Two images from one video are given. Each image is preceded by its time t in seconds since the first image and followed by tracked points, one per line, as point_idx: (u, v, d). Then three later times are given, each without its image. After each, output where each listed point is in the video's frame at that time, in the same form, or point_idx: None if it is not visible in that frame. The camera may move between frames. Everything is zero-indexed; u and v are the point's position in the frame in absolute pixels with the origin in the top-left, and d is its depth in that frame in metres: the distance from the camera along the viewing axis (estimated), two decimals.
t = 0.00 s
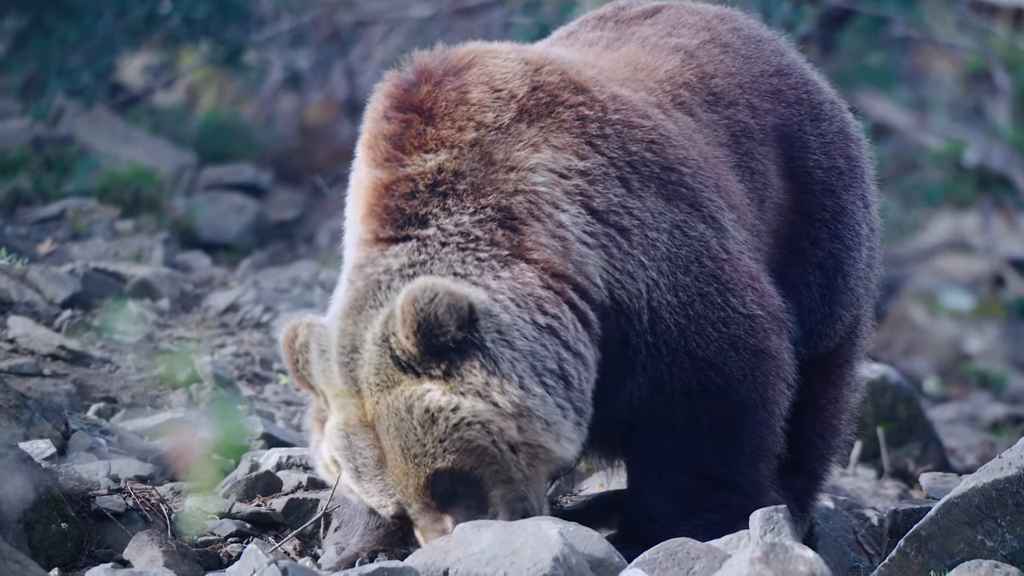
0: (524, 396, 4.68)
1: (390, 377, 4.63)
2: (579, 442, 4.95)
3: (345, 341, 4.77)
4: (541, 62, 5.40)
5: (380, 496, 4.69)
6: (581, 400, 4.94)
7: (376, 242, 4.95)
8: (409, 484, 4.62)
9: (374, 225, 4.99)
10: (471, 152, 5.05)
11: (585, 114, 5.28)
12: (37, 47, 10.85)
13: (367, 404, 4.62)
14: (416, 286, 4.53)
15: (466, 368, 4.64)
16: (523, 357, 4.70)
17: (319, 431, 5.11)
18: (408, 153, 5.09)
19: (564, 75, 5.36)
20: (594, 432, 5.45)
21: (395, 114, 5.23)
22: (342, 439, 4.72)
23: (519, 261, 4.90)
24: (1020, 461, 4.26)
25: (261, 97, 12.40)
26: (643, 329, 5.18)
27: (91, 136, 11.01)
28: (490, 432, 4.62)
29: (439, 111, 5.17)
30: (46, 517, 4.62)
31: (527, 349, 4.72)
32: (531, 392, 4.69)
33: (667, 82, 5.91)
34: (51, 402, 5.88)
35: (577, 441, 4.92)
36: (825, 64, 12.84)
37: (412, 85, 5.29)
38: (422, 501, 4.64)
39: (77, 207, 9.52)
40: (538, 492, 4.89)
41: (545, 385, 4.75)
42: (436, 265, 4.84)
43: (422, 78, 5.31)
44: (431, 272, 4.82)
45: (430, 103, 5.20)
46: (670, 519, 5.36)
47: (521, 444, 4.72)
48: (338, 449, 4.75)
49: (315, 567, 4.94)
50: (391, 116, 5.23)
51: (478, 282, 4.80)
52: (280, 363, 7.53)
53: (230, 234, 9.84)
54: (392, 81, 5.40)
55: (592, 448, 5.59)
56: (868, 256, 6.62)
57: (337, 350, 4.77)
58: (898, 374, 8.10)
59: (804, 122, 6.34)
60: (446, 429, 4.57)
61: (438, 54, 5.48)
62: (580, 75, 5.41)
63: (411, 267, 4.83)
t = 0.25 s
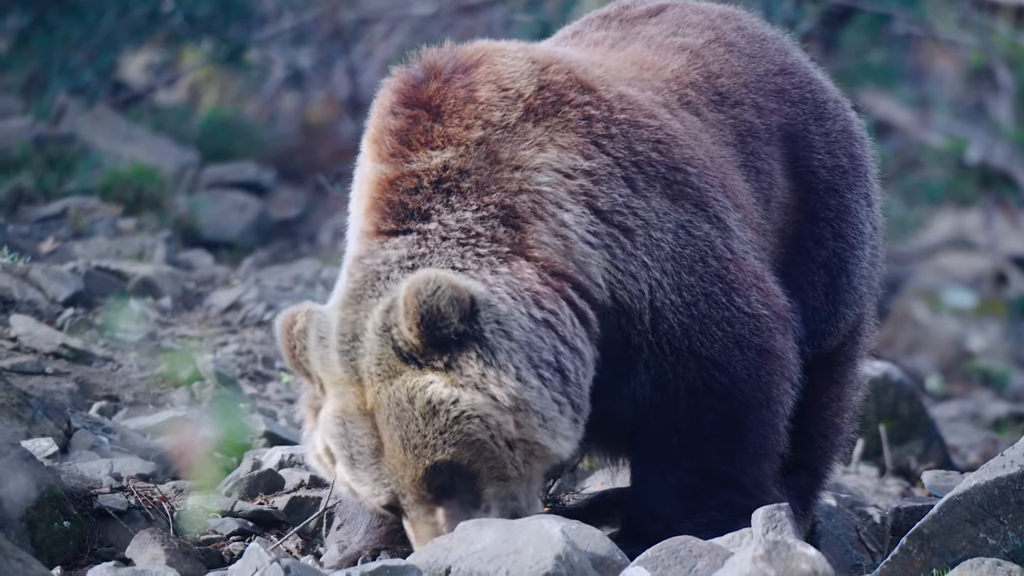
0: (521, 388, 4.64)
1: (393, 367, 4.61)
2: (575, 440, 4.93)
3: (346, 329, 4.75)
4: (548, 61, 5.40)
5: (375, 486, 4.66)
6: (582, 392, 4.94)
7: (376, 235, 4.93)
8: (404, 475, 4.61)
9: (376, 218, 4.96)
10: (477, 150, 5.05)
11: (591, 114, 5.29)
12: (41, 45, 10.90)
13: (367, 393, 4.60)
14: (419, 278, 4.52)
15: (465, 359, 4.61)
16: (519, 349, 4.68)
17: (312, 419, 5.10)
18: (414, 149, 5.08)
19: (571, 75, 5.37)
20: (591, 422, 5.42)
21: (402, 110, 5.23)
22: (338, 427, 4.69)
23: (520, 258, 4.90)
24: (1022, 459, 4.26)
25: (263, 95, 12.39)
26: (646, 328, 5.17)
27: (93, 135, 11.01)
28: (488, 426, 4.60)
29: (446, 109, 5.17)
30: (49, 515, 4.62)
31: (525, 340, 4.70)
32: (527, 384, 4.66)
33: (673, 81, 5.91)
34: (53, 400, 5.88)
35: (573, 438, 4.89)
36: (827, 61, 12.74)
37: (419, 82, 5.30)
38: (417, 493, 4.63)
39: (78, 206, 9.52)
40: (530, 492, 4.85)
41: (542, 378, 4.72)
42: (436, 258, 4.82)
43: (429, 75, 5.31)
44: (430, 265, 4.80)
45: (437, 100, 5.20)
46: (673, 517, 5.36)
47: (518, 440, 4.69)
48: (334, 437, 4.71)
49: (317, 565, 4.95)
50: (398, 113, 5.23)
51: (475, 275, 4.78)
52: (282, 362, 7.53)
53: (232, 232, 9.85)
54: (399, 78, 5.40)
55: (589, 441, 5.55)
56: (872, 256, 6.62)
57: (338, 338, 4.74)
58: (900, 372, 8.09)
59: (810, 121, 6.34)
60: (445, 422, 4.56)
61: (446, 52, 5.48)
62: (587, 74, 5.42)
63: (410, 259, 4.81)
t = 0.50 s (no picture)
0: (533, 399, 4.72)
1: (403, 354, 4.61)
2: (566, 454, 4.99)
3: (357, 317, 4.72)
4: (547, 61, 5.40)
5: (361, 467, 4.56)
6: (578, 399, 4.96)
7: (383, 235, 4.91)
8: (394, 458, 4.52)
9: (383, 219, 4.95)
10: (477, 151, 5.05)
11: (590, 114, 5.29)
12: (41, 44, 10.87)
13: (373, 375, 4.56)
14: (448, 268, 4.56)
15: (484, 359, 4.66)
16: (535, 359, 4.76)
17: (306, 409, 5.04)
18: (415, 150, 5.08)
19: (569, 75, 5.36)
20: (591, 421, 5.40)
21: (401, 111, 5.22)
22: (334, 408, 4.62)
23: (528, 264, 4.91)
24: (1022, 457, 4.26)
25: (264, 93, 12.39)
26: (647, 328, 5.17)
27: (93, 133, 11.01)
28: (490, 427, 4.62)
29: (446, 109, 5.16)
30: (49, 513, 4.62)
31: (541, 352, 4.78)
32: (541, 397, 4.74)
33: (673, 80, 5.90)
34: (53, 398, 5.88)
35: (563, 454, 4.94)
36: (827, 59, 12.69)
37: (418, 82, 5.29)
38: (402, 476, 4.54)
39: (79, 204, 9.52)
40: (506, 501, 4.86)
41: (553, 392, 4.80)
42: (448, 259, 4.82)
43: (429, 74, 5.30)
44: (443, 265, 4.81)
45: (437, 100, 5.19)
46: (673, 515, 5.36)
47: (517, 446, 4.74)
48: (327, 419, 4.64)
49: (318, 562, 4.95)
50: (397, 113, 5.22)
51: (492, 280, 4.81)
52: (282, 359, 7.53)
53: (232, 230, 9.84)
54: (398, 77, 5.40)
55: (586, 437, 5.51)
56: (872, 252, 6.61)
57: (350, 322, 4.72)
58: (901, 370, 8.08)
59: (809, 119, 6.34)
60: (451, 411, 4.56)
61: (445, 51, 5.47)
62: (585, 74, 5.42)
63: (423, 259, 4.81)
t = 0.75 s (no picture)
0: (537, 393, 4.72)
1: (407, 346, 4.63)
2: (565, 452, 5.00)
3: (360, 309, 4.74)
4: (543, 60, 5.39)
5: (359, 458, 4.56)
6: (577, 403, 4.97)
7: (379, 234, 4.93)
8: (395, 447, 4.53)
9: (378, 219, 4.96)
10: (472, 151, 5.05)
11: (586, 113, 5.28)
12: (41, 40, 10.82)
13: (375, 365, 4.58)
14: (452, 262, 4.60)
15: (488, 352, 4.66)
16: (537, 354, 4.76)
17: (305, 406, 5.03)
18: (411, 151, 5.08)
19: (565, 73, 5.36)
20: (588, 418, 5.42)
21: (397, 110, 5.22)
22: (333, 399, 4.63)
23: (525, 262, 4.91)
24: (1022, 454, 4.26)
25: (264, 90, 12.37)
26: (643, 327, 5.18)
27: (93, 130, 11.00)
28: (491, 420, 4.62)
29: (442, 109, 5.16)
30: (49, 510, 4.62)
31: (543, 346, 4.78)
32: (543, 389, 4.75)
33: (669, 78, 5.90)
34: (53, 395, 5.88)
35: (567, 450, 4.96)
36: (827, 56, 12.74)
37: (414, 81, 5.28)
38: (401, 467, 4.54)
39: (79, 201, 9.52)
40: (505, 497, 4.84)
41: (556, 387, 4.82)
42: (447, 253, 4.83)
43: (424, 73, 5.29)
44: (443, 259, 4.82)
45: (433, 100, 5.19)
46: (672, 512, 5.36)
47: (518, 441, 4.72)
48: (326, 410, 4.65)
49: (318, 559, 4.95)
50: (393, 113, 5.22)
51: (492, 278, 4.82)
52: (282, 356, 7.53)
53: (232, 227, 9.84)
54: (395, 75, 5.39)
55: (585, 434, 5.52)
56: (871, 248, 6.61)
57: (352, 314, 4.73)
58: (900, 367, 8.08)
59: (806, 116, 6.33)
60: (455, 404, 4.56)
61: (441, 49, 5.46)
62: (581, 73, 5.41)
63: (421, 256, 4.83)
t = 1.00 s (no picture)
0: (538, 385, 4.73)
1: (409, 340, 4.62)
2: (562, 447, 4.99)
3: (359, 300, 4.72)
4: (541, 56, 5.39)
5: (363, 455, 4.56)
6: (577, 386, 4.96)
7: (377, 225, 4.90)
8: (398, 445, 4.53)
9: (377, 209, 4.94)
10: (471, 143, 5.04)
11: (584, 109, 5.29)
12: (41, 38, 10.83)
13: (376, 361, 4.56)
14: (453, 255, 4.59)
15: (489, 346, 4.65)
16: (538, 347, 4.76)
17: (300, 395, 4.98)
18: (408, 143, 5.07)
19: (563, 70, 5.36)
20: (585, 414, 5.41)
21: (394, 103, 5.21)
22: (334, 395, 4.62)
23: (524, 255, 4.90)
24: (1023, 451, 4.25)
25: (264, 87, 12.35)
26: (640, 323, 5.17)
27: (93, 127, 11.00)
28: (494, 414, 4.63)
29: (439, 102, 5.15)
30: (49, 507, 4.62)
31: (543, 339, 4.78)
32: (544, 383, 4.75)
33: (667, 75, 5.90)
34: (54, 393, 5.88)
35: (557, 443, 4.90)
36: (826, 54, 12.76)
37: (411, 75, 5.27)
38: (405, 465, 4.55)
39: (79, 199, 9.52)
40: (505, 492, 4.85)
41: (555, 380, 4.81)
42: (448, 245, 4.83)
43: (422, 67, 5.29)
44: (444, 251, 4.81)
45: (429, 94, 5.18)
46: (673, 509, 5.36)
47: (518, 434, 4.72)
48: (326, 405, 4.64)
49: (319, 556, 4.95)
50: (390, 106, 5.21)
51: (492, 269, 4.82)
52: (282, 354, 7.53)
53: (233, 224, 9.84)
54: (392, 70, 5.39)
55: (582, 428, 5.50)
56: (869, 244, 6.61)
57: (351, 306, 4.71)
58: (901, 364, 8.07)
59: (803, 113, 6.34)
60: (456, 399, 4.56)
61: (439, 44, 5.46)
62: (579, 69, 5.41)
63: (422, 247, 4.82)
